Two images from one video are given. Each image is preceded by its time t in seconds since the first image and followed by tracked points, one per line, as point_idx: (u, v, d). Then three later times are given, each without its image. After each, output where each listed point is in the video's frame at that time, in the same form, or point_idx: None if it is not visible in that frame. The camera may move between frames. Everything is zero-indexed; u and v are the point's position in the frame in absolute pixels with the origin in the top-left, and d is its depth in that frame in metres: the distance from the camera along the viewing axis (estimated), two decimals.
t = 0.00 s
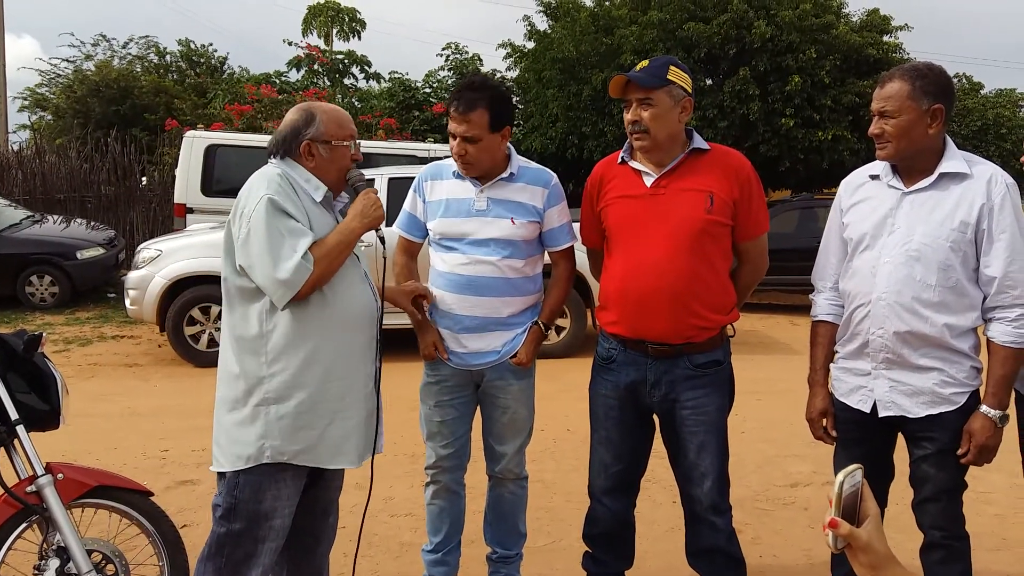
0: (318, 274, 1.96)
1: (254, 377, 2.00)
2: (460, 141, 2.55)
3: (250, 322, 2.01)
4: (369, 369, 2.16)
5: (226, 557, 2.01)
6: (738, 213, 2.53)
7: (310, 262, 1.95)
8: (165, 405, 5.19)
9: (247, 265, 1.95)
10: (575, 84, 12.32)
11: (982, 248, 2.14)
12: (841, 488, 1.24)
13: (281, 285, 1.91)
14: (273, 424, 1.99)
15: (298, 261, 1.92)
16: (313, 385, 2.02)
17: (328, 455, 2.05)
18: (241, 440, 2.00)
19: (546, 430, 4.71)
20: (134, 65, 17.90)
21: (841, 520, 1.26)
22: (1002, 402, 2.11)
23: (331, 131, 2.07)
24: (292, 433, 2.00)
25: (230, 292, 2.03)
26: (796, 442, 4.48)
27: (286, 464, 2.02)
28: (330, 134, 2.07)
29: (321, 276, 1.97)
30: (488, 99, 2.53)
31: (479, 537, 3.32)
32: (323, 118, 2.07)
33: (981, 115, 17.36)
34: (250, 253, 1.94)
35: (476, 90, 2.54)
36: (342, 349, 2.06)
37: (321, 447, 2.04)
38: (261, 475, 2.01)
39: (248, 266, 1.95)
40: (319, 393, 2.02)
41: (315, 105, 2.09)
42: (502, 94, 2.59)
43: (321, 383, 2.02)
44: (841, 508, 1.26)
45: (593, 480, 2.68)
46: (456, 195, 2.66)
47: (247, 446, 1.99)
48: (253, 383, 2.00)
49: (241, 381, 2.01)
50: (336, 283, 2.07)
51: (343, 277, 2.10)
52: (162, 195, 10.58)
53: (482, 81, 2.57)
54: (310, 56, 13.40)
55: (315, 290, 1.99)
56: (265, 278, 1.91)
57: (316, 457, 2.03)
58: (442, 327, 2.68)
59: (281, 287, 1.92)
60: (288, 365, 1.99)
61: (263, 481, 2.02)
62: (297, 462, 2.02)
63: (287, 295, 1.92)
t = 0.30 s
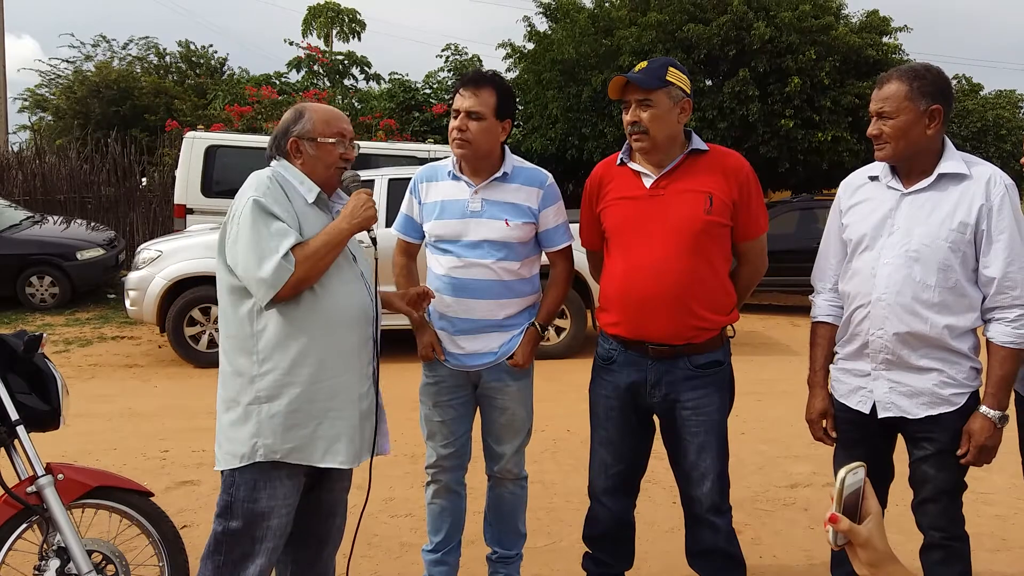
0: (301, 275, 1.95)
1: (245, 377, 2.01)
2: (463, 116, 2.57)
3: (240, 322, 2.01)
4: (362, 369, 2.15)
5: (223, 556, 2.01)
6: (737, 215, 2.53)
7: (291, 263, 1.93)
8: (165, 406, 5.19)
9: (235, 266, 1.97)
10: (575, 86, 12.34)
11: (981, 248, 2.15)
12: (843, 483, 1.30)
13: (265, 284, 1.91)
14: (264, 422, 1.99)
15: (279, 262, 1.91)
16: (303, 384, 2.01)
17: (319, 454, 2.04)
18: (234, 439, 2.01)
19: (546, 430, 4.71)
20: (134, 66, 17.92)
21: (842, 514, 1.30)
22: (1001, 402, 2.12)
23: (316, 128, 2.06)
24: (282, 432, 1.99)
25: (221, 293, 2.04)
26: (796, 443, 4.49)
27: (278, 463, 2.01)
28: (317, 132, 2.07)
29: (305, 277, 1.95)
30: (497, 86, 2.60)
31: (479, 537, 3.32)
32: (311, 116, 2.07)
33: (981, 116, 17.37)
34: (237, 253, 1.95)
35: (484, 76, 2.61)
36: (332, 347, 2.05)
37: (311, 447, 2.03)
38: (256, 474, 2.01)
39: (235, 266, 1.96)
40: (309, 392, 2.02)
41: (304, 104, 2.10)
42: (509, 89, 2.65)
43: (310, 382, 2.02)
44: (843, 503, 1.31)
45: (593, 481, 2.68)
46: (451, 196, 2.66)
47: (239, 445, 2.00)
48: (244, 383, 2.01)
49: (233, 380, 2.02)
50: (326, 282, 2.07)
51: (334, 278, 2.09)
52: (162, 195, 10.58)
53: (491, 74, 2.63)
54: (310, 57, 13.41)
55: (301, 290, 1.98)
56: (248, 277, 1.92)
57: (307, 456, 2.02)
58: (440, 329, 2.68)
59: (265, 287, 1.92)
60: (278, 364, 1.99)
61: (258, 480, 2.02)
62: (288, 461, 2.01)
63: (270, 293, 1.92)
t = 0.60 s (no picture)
0: (261, 269, 1.93)
1: (220, 371, 2.02)
2: (457, 111, 2.56)
3: (215, 317, 2.03)
4: (338, 363, 2.12)
5: (210, 551, 2.01)
6: (730, 211, 2.54)
7: (249, 258, 1.92)
8: (158, 402, 5.18)
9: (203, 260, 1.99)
10: (569, 82, 12.33)
11: (973, 244, 2.16)
12: (835, 478, 1.33)
13: (227, 278, 1.91)
14: (236, 416, 1.99)
15: (236, 256, 1.90)
16: (274, 378, 1.99)
17: (292, 449, 2.01)
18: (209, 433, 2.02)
19: (540, 426, 4.72)
20: (126, 61, 17.84)
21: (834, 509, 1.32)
22: (993, 394, 2.12)
23: (294, 120, 2.08)
24: (254, 425, 1.98)
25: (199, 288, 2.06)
26: (789, 439, 4.50)
27: (252, 458, 2.00)
28: (292, 124, 2.08)
29: (265, 272, 1.94)
30: (490, 80, 2.59)
31: (472, 533, 3.32)
32: (292, 111, 2.09)
33: (974, 113, 17.43)
34: (205, 247, 1.97)
35: (476, 71, 2.60)
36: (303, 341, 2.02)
37: (283, 442, 2.00)
38: (238, 468, 2.01)
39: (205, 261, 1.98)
40: (280, 385, 2.00)
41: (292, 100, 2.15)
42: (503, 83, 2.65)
43: (281, 376, 2.00)
44: (834, 498, 1.34)
45: (586, 476, 2.69)
46: (443, 190, 2.67)
47: (216, 439, 2.01)
48: (219, 377, 2.02)
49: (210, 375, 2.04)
50: (297, 276, 2.05)
51: (308, 272, 2.08)
52: (155, 191, 10.54)
53: (485, 68, 2.63)
54: (304, 52, 13.36)
55: (267, 284, 1.97)
56: (211, 271, 1.94)
57: (279, 451, 2.00)
58: (432, 325, 2.68)
59: (225, 281, 1.92)
60: (249, 357, 1.99)
61: (239, 475, 2.01)
62: (261, 456, 1.99)
63: (229, 288, 1.92)
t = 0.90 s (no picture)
0: (238, 265, 1.92)
1: (217, 366, 2.04)
2: (464, 115, 2.56)
3: (212, 312, 2.06)
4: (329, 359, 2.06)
5: (212, 547, 2.01)
6: (736, 208, 2.53)
7: (228, 252, 1.92)
8: (166, 399, 5.20)
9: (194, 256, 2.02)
10: (575, 79, 12.32)
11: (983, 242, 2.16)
12: (842, 477, 1.31)
13: (206, 273, 1.92)
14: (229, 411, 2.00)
15: (216, 250, 1.91)
16: (261, 374, 1.99)
17: (278, 445, 1.98)
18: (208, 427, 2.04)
19: (546, 423, 4.72)
20: (134, 59, 17.90)
21: (839, 507, 1.31)
22: (1004, 368, 2.09)
23: (293, 120, 2.11)
24: (243, 422, 1.98)
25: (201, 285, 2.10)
26: (796, 436, 4.49)
27: (243, 454, 1.99)
28: (292, 124, 2.11)
29: (245, 267, 1.93)
30: (493, 79, 2.57)
31: (478, 530, 3.33)
32: (293, 112, 2.13)
33: (982, 110, 17.32)
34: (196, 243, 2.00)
35: (480, 71, 2.58)
36: (289, 337, 2.00)
37: (270, 439, 1.98)
38: (235, 464, 2.00)
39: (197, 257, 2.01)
40: (267, 380, 1.99)
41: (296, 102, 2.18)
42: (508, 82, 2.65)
43: (268, 372, 1.99)
44: (841, 497, 1.32)
45: (593, 474, 2.69)
46: (450, 187, 2.67)
47: (213, 435, 2.03)
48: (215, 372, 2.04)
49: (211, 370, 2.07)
50: (287, 271, 2.03)
51: (297, 266, 2.05)
52: (162, 188, 10.58)
53: (486, 67, 2.62)
54: (310, 49, 13.38)
55: (251, 279, 1.97)
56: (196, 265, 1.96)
57: (266, 447, 1.97)
58: (439, 322, 2.69)
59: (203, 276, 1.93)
60: (240, 352, 2.00)
61: (234, 471, 2.01)
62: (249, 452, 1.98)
63: (208, 283, 1.93)
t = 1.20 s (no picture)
0: (219, 262, 1.94)
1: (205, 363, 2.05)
2: (462, 101, 2.57)
3: (201, 309, 2.07)
4: (315, 353, 2.05)
5: (205, 544, 2.00)
6: (733, 203, 2.53)
7: (209, 251, 1.95)
8: (164, 397, 5.20)
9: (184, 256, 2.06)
10: (572, 75, 12.30)
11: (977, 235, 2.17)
12: (825, 474, 1.33)
13: (190, 271, 1.96)
14: (216, 407, 2.00)
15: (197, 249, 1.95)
16: (245, 370, 1.98)
17: (265, 440, 1.98)
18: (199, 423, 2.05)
19: (543, 420, 4.72)
20: (130, 56, 17.84)
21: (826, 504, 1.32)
22: (1015, 352, 2.11)
23: (278, 116, 2.11)
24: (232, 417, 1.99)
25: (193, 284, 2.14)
26: (793, 432, 4.50)
27: (231, 450, 1.99)
28: (275, 119, 2.11)
29: (225, 264, 1.95)
30: (495, 73, 2.60)
31: (476, 526, 3.33)
32: (277, 108, 2.13)
33: (978, 105, 17.33)
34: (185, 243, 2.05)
35: (481, 62, 2.61)
36: (273, 332, 2.00)
37: (256, 434, 1.98)
38: (228, 461, 2.01)
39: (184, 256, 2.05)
40: (253, 375, 1.98)
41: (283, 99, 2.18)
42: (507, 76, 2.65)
43: (253, 368, 1.98)
44: (826, 493, 1.34)
45: (590, 470, 2.69)
46: (447, 183, 2.66)
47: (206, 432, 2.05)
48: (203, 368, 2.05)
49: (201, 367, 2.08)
50: (271, 266, 2.04)
51: (282, 262, 2.05)
52: (159, 186, 10.57)
53: (489, 60, 2.63)
54: (307, 46, 13.35)
55: (233, 276, 1.99)
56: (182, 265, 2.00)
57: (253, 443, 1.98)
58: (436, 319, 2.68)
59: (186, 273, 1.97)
60: (226, 348, 2.01)
61: (227, 467, 2.01)
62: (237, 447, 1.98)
63: (192, 281, 1.96)
